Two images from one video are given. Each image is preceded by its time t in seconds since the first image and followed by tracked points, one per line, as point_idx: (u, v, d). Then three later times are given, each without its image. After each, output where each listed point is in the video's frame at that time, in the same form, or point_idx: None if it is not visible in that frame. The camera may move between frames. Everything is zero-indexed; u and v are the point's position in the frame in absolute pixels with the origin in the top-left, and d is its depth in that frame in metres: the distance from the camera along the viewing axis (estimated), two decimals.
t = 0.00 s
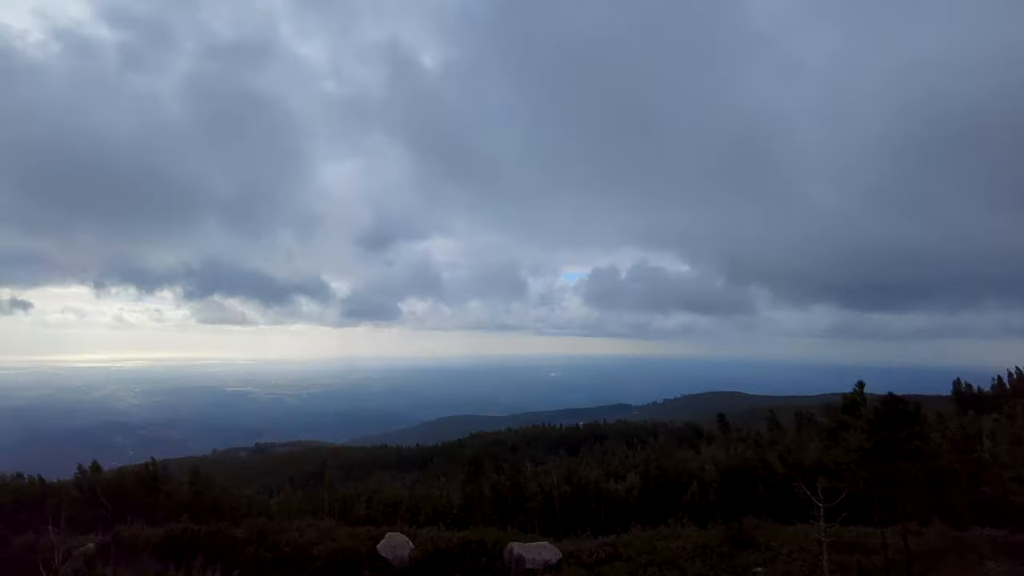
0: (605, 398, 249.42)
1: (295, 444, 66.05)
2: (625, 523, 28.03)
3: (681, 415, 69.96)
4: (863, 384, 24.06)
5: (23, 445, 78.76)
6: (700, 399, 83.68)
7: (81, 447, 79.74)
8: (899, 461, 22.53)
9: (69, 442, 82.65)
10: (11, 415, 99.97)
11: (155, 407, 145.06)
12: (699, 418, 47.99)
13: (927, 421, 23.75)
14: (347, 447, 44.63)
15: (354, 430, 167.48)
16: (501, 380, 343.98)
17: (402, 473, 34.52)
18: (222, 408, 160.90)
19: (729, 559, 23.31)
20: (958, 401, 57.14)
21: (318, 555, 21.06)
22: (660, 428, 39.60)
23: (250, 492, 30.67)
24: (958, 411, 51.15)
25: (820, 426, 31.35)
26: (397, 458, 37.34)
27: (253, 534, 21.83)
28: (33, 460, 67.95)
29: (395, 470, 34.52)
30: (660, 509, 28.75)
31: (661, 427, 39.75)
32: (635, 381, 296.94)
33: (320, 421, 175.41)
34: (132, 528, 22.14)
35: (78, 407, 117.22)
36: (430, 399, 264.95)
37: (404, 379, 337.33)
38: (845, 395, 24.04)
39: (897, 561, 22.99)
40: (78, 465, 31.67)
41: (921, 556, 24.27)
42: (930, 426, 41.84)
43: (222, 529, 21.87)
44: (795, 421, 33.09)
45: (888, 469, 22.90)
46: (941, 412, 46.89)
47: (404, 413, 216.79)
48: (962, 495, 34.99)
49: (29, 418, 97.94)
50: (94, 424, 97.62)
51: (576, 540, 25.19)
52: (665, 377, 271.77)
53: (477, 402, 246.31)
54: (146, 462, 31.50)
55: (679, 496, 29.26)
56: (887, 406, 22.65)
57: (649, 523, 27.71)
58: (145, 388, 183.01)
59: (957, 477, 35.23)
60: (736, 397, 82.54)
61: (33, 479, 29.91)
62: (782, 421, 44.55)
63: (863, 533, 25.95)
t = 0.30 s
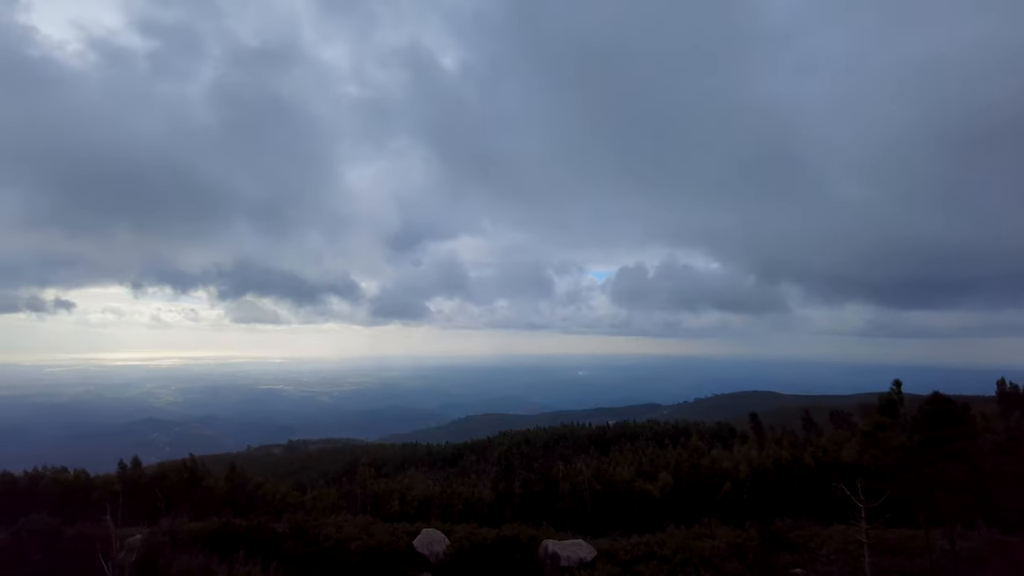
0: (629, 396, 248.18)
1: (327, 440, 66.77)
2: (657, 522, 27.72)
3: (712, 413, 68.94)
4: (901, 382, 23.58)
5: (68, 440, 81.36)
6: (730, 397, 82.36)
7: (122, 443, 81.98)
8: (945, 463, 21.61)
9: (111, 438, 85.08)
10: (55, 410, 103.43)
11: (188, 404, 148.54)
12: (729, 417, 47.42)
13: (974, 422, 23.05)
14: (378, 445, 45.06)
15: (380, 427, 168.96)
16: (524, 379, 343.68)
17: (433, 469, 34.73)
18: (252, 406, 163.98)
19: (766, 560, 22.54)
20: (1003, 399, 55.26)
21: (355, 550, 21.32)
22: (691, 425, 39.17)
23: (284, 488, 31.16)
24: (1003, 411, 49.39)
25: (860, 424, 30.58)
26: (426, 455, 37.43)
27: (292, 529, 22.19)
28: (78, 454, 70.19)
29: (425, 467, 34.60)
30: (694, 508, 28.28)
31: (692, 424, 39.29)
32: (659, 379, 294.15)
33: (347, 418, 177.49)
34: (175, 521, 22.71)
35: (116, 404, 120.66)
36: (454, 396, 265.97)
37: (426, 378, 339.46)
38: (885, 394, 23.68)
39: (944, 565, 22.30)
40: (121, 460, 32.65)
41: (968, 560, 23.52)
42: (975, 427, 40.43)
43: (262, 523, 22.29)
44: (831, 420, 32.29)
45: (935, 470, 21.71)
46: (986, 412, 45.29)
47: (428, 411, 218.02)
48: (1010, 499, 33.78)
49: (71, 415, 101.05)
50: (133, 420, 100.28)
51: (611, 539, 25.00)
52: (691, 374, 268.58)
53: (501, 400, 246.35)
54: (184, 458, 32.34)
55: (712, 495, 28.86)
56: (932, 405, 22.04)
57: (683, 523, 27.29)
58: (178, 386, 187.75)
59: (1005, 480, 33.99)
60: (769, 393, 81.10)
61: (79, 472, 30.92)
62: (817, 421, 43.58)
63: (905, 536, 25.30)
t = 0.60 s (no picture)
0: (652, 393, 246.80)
1: (356, 438, 67.44)
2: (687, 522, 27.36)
3: (740, 412, 67.95)
4: (943, 381, 23.31)
5: (105, 437, 83.55)
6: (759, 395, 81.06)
7: (156, 439, 83.85)
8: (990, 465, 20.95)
9: (145, 435, 87.09)
10: (90, 407, 106.33)
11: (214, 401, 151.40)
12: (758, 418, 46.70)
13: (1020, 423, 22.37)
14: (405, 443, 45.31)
15: (403, 424, 169.80)
16: (544, 375, 343.22)
17: (460, 467, 34.81)
18: (277, 402, 166.40)
19: (802, 561, 22.13)
20: None
21: (388, 546, 21.51)
22: (721, 425, 38.67)
23: (314, 485, 31.51)
24: None
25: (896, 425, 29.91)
26: (452, 453, 37.56)
27: (325, 525, 22.47)
28: (115, 451, 71.82)
29: (452, 465, 34.74)
30: (725, 509, 27.90)
31: (722, 424, 38.80)
32: (682, 374, 291.09)
33: (370, 415, 178.96)
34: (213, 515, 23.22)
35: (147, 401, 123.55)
36: (475, 391, 266.64)
37: (447, 374, 340.99)
38: (926, 395, 23.49)
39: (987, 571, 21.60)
40: (156, 455, 33.46)
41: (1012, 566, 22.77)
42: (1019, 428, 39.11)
43: (297, 519, 22.57)
44: (865, 420, 31.63)
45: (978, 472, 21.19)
46: None
47: (450, 409, 218.59)
48: None
49: (105, 411, 103.81)
50: (164, 418, 102.54)
51: (641, 538, 24.80)
52: (715, 368, 265.60)
53: (523, 396, 246.14)
54: (217, 455, 33.02)
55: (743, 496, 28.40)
56: (976, 406, 21.45)
57: (713, 523, 26.93)
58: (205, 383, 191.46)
59: None
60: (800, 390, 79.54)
61: (116, 467, 31.78)
62: (849, 421, 42.76)
63: (945, 540, 24.58)
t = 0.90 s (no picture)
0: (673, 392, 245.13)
1: (380, 437, 67.82)
2: (714, 525, 26.94)
3: (767, 412, 67.08)
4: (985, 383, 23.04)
5: (136, 436, 85.23)
6: (786, 395, 79.89)
7: (185, 438, 85.21)
8: None
9: (174, 434, 88.55)
10: (120, 406, 108.64)
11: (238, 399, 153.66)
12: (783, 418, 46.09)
13: None
14: (429, 443, 45.48)
15: (424, 421, 170.84)
16: (562, 374, 342.10)
17: (483, 466, 34.85)
18: (298, 401, 168.21)
19: (835, 565, 21.68)
20: None
21: (417, 545, 21.64)
22: (746, 424, 38.24)
23: (340, 484, 31.77)
24: None
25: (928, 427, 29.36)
26: (475, 453, 37.62)
27: (355, 523, 22.68)
28: (146, 450, 73.17)
29: (475, 465, 34.80)
30: (753, 511, 27.54)
31: (747, 424, 38.33)
32: (703, 373, 288.32)
33: (392, 411, 180.42)
34: (246, 513, 23.61)
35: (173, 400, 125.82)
36: (494, 389, 266.79)
37: (465, 373, 341.77)
38: (969, 399, 23.06)
39: None
40: (185, 454, 33.92)
41: None
42: None
43: (327, 518, 22.74)
44: (896, 422, 31.11)
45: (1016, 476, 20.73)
46: None
47: (471, 406, 219.36)
48: None
49: (134, 410, 105.96)
50: (191, 416, 104.25)
51: (669, 540, 24.50)
52: (736, 367, 262.75)
53: (542, 394, 245.63)
54: (244, 454, 33.44)
55: (771, 499, 27.94)
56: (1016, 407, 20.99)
57: (742, 525, 26.58)
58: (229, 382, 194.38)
59: None
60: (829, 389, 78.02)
61: (147, 466, 32.31)
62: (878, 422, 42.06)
63: (984, 546, 23.98)
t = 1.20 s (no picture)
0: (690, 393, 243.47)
1: (402, 437, 68.24)
2: (739, 526, 26.70)
3: (790, 413, 66.36)
4: None
5: (163, 435, 86.80)
6: (810, 396, 78.91)
7: (210, 438, 86.59)
8: None
9: (198, 433, 89.97)
10: (145, 405, 110.75)
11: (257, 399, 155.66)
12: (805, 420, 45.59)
13: None
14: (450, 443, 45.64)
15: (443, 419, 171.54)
16: (577, 375, 341.15)
17: (503, 466, 34.92)
18: (317, 401, 169.83)
19: (865, 567, 21.37)
20: None
21: (445, 544, 21.79)
22: (768, 425, 37.89)
23: (364, 483, 31.98)
24: None
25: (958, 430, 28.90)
26: (496, 454, 37.68)
27: (382, 522, 22.91)
28: (170, 450, 74.17)
29: (496, 466, 34.90)
30: (778, 513, 27.27)
31: (769, 425, 37.98)
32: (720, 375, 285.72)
33: (409, 410, 181.41)
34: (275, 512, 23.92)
35: (196, 400, 127.93)
36: (509, 389, 267.01)
37: (480, 374, 342.44)
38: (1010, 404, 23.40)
39: None
40: (212, 454, 34.23)
41: None
42: None
43: (355, 516, 22.95)
44: (923, 425, 30.61)
45: None
46: None
47: (488, 404, 219.97)
48: None
49: (159, 410, 107.90)
50: (214, 416, 105.85)
51: (696, 542, 24.32)
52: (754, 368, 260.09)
53: (557, 394, 245.25)
54: (269, 454, 33.82)
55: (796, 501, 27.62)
56: None
57: (767, 527, 26.35)
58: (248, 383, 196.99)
59: None
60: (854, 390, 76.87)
61: (176, 464, 32.80)
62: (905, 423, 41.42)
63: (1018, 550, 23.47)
